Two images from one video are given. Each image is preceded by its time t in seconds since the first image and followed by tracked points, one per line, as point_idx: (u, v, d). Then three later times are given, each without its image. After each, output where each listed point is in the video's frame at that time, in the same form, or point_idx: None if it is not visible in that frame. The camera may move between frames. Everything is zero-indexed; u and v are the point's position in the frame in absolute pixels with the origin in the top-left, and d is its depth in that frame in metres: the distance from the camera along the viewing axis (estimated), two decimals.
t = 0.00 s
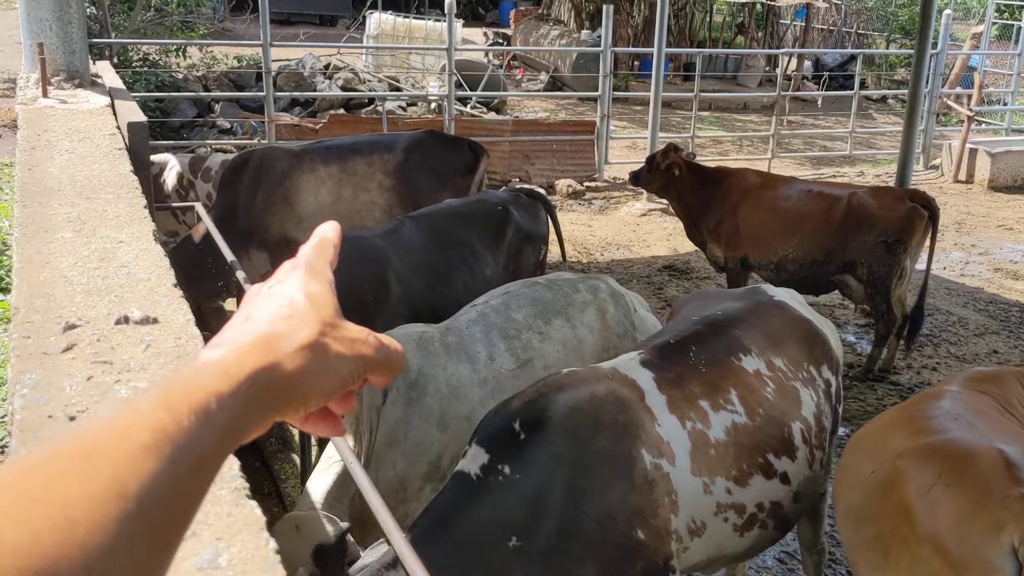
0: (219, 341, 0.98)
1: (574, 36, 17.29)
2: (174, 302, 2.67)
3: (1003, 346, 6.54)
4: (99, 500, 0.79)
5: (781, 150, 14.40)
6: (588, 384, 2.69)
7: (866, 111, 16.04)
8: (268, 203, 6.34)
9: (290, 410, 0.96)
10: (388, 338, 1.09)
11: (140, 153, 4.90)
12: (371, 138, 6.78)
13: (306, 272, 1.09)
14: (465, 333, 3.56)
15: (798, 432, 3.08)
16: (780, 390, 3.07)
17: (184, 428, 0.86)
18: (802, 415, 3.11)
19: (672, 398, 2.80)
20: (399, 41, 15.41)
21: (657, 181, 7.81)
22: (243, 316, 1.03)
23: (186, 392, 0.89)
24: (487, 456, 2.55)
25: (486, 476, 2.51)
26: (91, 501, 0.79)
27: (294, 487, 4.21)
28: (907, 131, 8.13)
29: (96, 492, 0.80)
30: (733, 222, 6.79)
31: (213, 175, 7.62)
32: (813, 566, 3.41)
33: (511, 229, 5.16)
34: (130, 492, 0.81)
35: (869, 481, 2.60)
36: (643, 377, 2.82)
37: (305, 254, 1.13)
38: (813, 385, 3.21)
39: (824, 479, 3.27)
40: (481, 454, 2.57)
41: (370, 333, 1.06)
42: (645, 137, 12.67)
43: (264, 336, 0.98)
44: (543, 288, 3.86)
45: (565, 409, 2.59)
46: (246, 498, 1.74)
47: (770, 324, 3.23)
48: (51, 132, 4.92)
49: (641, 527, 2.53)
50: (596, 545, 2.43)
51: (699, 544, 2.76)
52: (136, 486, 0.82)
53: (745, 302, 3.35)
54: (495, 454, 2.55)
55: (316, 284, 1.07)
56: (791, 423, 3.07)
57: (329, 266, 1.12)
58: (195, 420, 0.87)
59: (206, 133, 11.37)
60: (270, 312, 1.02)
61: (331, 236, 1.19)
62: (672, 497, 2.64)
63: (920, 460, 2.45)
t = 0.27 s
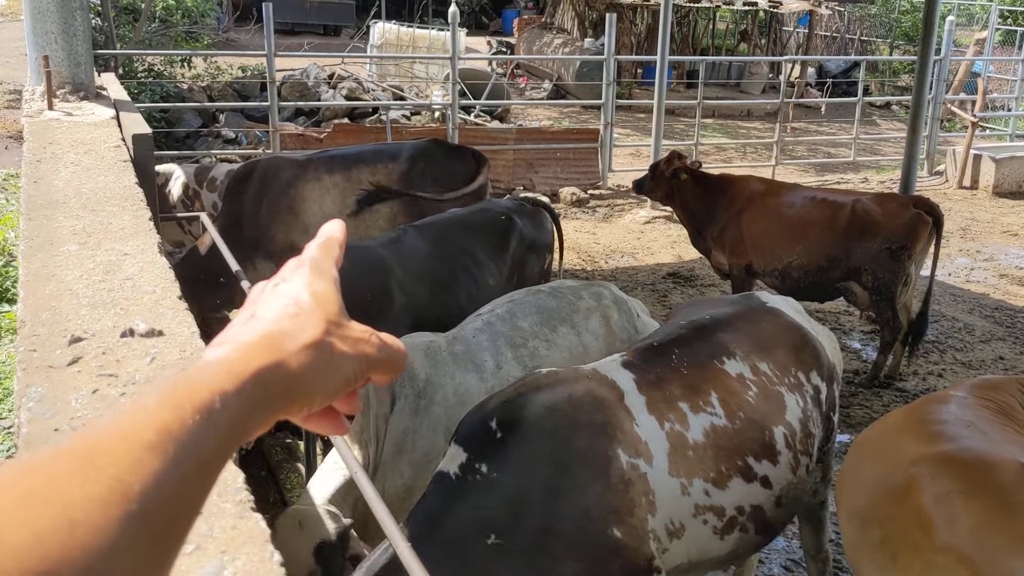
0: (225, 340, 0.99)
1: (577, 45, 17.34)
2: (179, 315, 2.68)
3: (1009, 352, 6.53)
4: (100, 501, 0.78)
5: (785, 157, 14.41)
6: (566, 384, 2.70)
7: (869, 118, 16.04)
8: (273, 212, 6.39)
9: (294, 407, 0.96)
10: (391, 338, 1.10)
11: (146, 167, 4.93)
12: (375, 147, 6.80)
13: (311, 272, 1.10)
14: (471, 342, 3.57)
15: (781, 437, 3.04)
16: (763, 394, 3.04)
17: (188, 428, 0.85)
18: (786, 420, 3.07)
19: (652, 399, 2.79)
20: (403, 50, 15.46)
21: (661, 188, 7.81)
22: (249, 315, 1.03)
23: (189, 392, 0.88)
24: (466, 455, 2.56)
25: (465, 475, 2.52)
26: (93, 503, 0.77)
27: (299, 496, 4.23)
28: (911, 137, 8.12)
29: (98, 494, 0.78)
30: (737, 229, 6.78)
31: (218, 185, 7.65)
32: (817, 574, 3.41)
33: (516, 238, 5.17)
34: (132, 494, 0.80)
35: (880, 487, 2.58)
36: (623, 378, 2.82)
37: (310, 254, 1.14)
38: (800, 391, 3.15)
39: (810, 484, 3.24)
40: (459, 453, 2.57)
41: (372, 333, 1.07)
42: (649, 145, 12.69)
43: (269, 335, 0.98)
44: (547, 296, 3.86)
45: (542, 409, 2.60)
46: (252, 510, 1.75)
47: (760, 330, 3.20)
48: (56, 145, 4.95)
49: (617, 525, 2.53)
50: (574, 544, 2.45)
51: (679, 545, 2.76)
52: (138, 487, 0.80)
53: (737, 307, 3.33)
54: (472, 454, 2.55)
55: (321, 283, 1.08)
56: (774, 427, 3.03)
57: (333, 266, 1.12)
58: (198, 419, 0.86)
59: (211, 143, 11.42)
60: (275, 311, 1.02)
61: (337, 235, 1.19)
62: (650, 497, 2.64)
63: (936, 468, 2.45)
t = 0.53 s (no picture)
0: (233, 338, 0.98)
1: (577, 52, 17.38)
2: (180, 324, 2.68)
3: (1009, 359, 6.53)
4: (104, 501, 0.77)
5: (784, 164, 14.44)
6: (537, 385, 2.71)
7: (868, 124, 16.08)
8: (273, 219, 6.39)
9: (301, 407, 0.96)
10: (396, 338, 1.11)
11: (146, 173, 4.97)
12: (374, 154, 6.82)
13: (318, 268, 1.09)
14: (471, 348, 3.57)
15: (757, 439, 2.98)
16: (739, 398, 2.99)
17: (193, 428, 0.85)
18: (762, 423, 3.01)
19: (624, 400, 2.77)
20: (403, 57, 15.50)
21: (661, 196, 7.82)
22: (256, 312, 1.03)
23: (196, 390, 0.88)
24: (441, 454, 2.58)
25: (441, 474, 2.55)
26: (97, 504, 0.77)
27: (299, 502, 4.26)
28: (910, 144, 8.13)
29: (102, 494, 0.78)
30: (737, 236, 6.79)
31: (219, 192, 7.66)
32: None
33: (515, 245, 5.18)
34: (136, 494, 0.79)
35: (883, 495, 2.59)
36: (597, 378, 2.81)
37: (316, 249, 1.13)
38: (779, 395, 3.10)
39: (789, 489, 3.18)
40: (435, 452, 2.60)
41: (378, 334, 1.08)
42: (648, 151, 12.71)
43: (276, 334, 0.98)
44: (546, 301, 3.86)
45: (513, 408, 2.61)
46: (254, 519, 1.75)
47: (740, 333, 3.18)
48: (57, 153, 4.95)
49: (588, 524, 2.51)
50: (545, 541, 2.43)
51: (652, 547, 2.74)
52: (142, 486, 0.80)
53: (719, 312, 3.31)
54: (446, 452, 2.57)
55: (328, 280, 1.08)
56: (748, 429, 2.97)
57: (340, 262, 1.12)
58: (204, 419, 0.86)
59: (212, 150, 11.45)
60: (283, 310, 1.02)
61: (347, 225, 1.18)
62: (621, 497, 2.62)
63: (933, 474, 2.46)
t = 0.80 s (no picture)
0: (234, 327, 0.98)
1: (576, 57, 17.43)
2: (180, 328, 2.69)
3: (1008, 364, 6.53)
4: (107, 493, 0.77)
5: (782, 169, 14.48)
6: (520, 387, 2.71)
7: (866, 130, 16.12)
8: (272, 223, 6.41)
9: (306, 395, 0.96)
10: (395, 325, 1.12)
11: (145, 176, 4.99)
12: (374, 159, 6.83)
13: (314, 256, 1.10)
14: (471, 350, 3.57)
15: (739, 443, 2.92)
16: (721, 402, 2.94)
17: (197, 418, 0.85)
18: (745, 426, 2.95)
19: (605, 401, 2.75)
20: (403, 62, 15.54)
21: (660, 202, 7.83)
22: (254, 300, 1.03)
23: (199, 381, 0.88)
24: (426, 458, 2.61)
25: (427, 478, 2.59)
26: (99, 495, 0.77)
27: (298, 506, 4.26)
28: (908, 150, 8.15)
29: (104, 485, 0.78)
30: (735, 241, 6.80)
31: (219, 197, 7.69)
32: None
33: (515, 250, 5.19)
34: (139, 483, 0.79)
35: (874, 494, 2.63)
36: (579, 380, 2.79)
37: (310, 237, 1.13)
38: (764, 400, 3.04)
39: (773, 495, 3.12)
40: (420, 456, 2.62)
41: (378, 320, 1.08)
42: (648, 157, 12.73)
43: (277, 322, 0.98)
44: (545, 306, 3.89)
45: (495, 411, 2.61)
46: (253, 524, 1.75)
47: (725, 337, 3.12)
48: (57, 158, 4.96)
49: (570, 526, 2.52)
50: (527, 542, 2.46)
51: (635, 549, 2.69)
52: (144, 477, 0.80)
53: (706, 316, 3.27)
54: (430, 456, 2.60)
55: (325, 267, 1.08)
56: (730, 432, 2.91)
57: (334, 249, 1.13)
58: (208, 409, 0.86)
59: (211, 154, 11.46)
60: (282, 297, 1.02)
61: (333, 213, 1.19)
62: (603, 499, 2.60)
63: (923, 477, 2.49)
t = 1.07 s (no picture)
0: (221, 334, 0.98)
1: (575, 60, 17.44)
2: (176, 330, 2.69)
3: (1006, 367, 6.53)
4: (93, 498, 0.77)
5: (781, 172, 14.48)
6: (513, 391, 2.71)
7: (865, 133, 16.14)
8: (271, 226, 6.42)
9: (295, 401, 0.95)
10: (386, 330, 1.09)
11: (142, 177, 5.06)
12: (372, 161, 6.83)
13: (303, 262, 1.09)
14: (469, 349, 3.58)
15: (732, 446, 2.91)
16: (715, 405, 2.93)
17: (183, 424, 0.84)
18: (739, 430, 2.94)
19: (599, 405, 2.74)
20: (402, 64, 15.54)
21: (659, 204, 7.84)
22: (243, 306, 1.03)
23: (187, 387, 0.87)
24: (421, 463, 2.63)
25: (422, 483, 2.61)
26: (85, 500, 0.77)
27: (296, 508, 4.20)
28: (906, 152, 8.15)
29: (90, 490, 0.77)
30: (734, 244, 6.81)
31: (218, 199, 7.69)
32: None
33: (512, 253, 5.18)
34: (125, 489, 0.79)
35: (868, 496, 2.64)
36: (572, 384, 2.79)
37: (299, 244, 1.13)
38: (758, 404, 3.03)
39: (766, 499, 3.10)
40: (415, 462, 2.65)
41: (369, 325, 1.06)
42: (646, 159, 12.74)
43: (266, 328, 0.98)
44: (544, 307, 3.88)
45: (488, 414, 2.62)
46: (249, 526, 1.75)
47: (720, 340, 3.12)
48: (55, 160, 4.96)
49: (564, 529, 2.53)
50: (520, 546, 2.47)
51: (628, 552, 2.68)
52: (130, 482, 0.79)
53: (702, 319, 3.27)
54: (424, 460, 2.62)
55: (314, 274, 1.07)
56: (723, 436, 2.90)
57: (324, 255, 1.12)
58: (195, 414, 0.86)
59: (210, 156, 11.45)
60: (270, 303, 1.02)
61: (324, 220, 1.19)
62: (596, 503, 2.59)
63: (917, 479, 2.50)
